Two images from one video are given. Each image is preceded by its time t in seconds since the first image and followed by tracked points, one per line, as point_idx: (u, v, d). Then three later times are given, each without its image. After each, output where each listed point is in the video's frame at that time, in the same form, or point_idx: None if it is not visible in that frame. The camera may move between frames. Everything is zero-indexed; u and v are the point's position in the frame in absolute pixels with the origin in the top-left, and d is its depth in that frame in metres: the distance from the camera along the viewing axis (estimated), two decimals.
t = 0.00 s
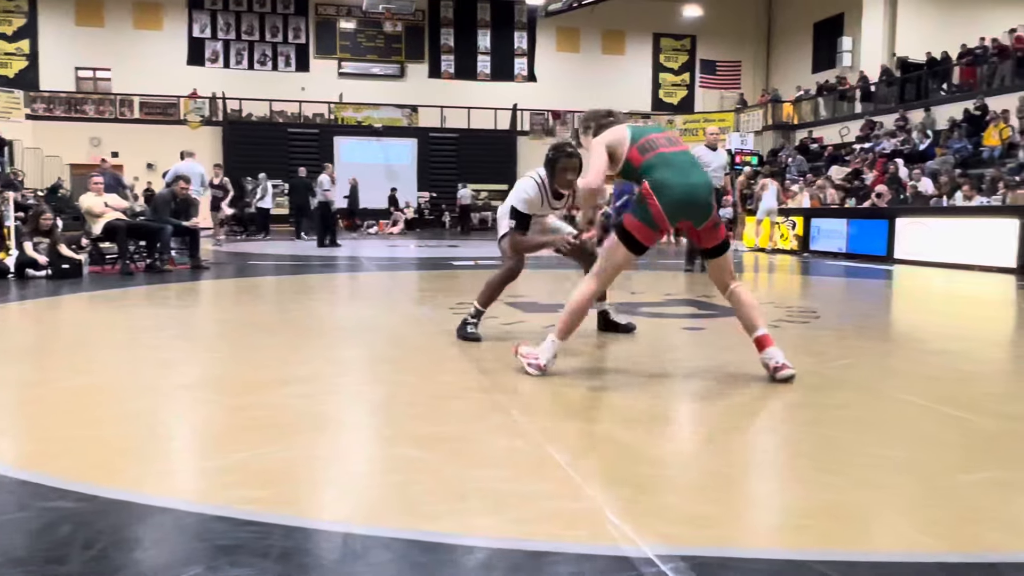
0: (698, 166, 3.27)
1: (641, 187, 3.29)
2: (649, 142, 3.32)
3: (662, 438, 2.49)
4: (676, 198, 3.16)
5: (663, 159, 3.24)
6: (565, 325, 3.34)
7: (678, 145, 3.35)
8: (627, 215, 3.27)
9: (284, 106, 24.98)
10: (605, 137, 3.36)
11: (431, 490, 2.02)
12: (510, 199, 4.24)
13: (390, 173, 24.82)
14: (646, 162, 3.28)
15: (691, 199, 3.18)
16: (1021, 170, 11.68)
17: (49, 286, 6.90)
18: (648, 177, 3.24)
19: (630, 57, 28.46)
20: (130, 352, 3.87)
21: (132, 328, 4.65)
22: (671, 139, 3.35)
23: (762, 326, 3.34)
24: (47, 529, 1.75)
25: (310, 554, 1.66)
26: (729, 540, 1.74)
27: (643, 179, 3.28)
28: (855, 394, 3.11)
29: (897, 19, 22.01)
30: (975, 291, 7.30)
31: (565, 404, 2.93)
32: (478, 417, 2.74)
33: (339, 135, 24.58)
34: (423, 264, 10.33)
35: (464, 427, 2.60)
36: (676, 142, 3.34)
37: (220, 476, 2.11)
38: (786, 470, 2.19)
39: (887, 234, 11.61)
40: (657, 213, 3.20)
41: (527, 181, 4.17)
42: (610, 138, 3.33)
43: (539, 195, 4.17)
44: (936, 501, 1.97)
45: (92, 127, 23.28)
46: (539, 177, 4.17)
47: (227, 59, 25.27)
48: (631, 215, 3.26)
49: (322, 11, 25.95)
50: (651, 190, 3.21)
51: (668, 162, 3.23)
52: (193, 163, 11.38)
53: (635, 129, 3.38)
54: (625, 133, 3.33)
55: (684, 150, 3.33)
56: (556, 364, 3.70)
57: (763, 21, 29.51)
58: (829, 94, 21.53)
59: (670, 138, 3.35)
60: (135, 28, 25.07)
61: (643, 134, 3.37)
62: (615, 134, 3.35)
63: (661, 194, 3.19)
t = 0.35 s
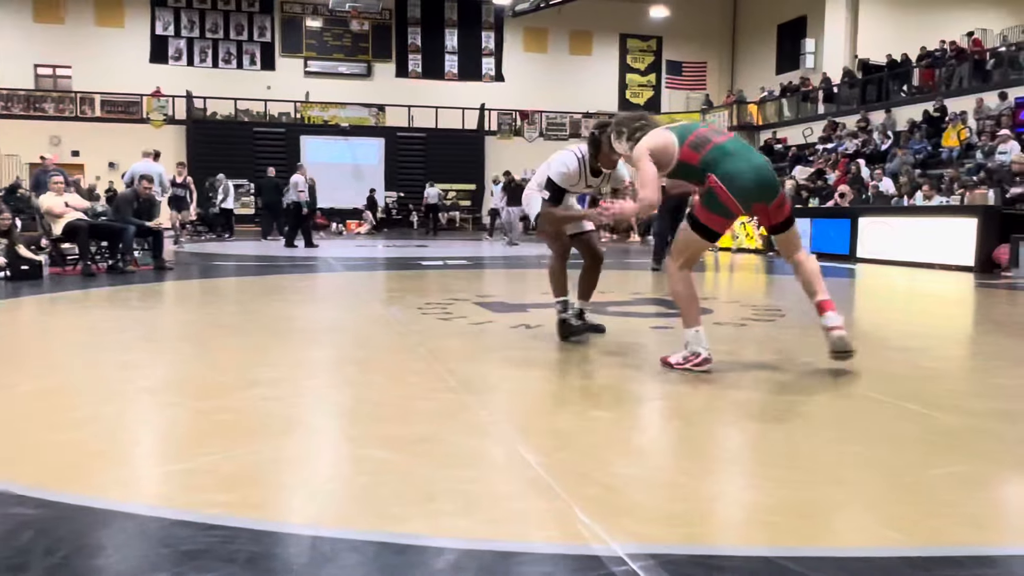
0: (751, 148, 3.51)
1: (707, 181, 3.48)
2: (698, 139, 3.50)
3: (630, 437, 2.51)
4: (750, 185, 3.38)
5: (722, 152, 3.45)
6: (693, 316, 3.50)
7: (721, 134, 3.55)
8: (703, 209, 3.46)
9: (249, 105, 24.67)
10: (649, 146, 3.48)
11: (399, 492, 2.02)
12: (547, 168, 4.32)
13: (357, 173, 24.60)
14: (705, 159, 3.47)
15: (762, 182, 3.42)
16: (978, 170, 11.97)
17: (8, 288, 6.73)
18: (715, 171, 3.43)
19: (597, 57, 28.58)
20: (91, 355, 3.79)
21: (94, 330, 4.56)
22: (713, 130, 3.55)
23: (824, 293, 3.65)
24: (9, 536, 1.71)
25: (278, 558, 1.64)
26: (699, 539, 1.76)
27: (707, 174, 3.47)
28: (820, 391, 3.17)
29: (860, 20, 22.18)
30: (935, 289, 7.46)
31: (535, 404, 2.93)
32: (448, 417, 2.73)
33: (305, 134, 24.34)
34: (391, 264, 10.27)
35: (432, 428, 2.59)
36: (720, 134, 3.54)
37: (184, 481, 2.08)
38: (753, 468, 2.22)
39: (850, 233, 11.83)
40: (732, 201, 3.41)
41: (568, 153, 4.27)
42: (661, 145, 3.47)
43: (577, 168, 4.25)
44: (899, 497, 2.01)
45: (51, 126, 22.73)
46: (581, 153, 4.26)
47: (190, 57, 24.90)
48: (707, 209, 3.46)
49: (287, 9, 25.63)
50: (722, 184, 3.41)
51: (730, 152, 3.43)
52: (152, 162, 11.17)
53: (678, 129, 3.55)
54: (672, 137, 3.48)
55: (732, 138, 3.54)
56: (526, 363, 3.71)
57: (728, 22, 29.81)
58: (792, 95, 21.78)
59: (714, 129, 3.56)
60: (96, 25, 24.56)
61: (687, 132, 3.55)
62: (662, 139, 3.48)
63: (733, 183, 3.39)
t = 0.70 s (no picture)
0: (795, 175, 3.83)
1: (757, 193, 3.76)
2: (753, 153, 3.78)
3: (596, 436, 2.53)
4: (799, 205, 3.69)
5: (773, 170, 3.75)
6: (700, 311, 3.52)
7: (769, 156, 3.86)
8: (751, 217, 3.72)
9: (212, 104, 24.30)
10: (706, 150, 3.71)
11: (367, 494, 2.01)
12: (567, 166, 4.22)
13: (323, 173, 24.40)
14: (759, 172, 3.75)
15: (805, 204, 3.73)
16: (936, 170, 12.25)
17: None
18: (767, 183, 3.72)
19: (563, 57, 28.68)
20: (50, 358, 3.71)
21: (53, 332, 4.46)
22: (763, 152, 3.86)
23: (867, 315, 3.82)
24: None
25: (245, 562, 1.63)
26: (665, 535, 1.77)
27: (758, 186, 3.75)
28: (784, 388, 3.22)
29: (819, 25, 22.74)
30: (896, 287, 7.62)
31: (502, 404, 2.94)
32: (416, 418, 2.73)
33: (270, 134, 24.10)
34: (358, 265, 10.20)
35: (401, 429, 2.58)
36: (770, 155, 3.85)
37: (147, 485, 2.05)
38: (719, 464, 2.25)
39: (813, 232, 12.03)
40: (779, 214, 3.69)
41: (588, 155, 4.19)
42: (714, 154, 3.71)
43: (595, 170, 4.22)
44: (861, 492, 2.05)
45: (7, 125, 22.15)
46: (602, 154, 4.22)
47: (151, 55, 24.49)
48: (756, 217, 3.72)
49: (251, 7, 25.30)
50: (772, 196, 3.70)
51: (781, 172, 3.74)
52: (108, 161, 10.93)
53: (733, 142, 3.82)
54: (730, 148, 3.75)
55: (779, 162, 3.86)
56: (494, 363, 3.71)
57: (692, 23, 30.09)
58: (755, 95, 22.04)
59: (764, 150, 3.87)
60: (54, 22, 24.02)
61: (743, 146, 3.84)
62: (716, 149, 3.74)
63: (782, 200, 3.69)
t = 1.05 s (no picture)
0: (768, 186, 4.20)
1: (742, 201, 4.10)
2: (735, 164, 4.08)
3: (558, 435, 2.54)
4: (779, 215, 4.08)
5: (754, 182, 4.10)
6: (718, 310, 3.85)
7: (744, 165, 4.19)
8: (738, 227, 4.07)
9: (167, 102, 23.79)
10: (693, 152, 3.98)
11: (329, 496, 1.99)
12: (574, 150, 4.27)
13: (282, 172, 24.08)
14: (741, 183, 4.08)
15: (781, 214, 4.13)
16: (888, 170, 12.54)
17: None
18: (753, 196, 4.07)
19: (523, 57, 28.71)
20: None
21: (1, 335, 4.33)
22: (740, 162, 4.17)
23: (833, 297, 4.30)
24: None
25: (202, 568, 1.60)
26: (627, 532, 1.79)
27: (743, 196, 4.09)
28: (745, 386, 3.26)
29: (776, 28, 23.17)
30: (851, 285, 7.79)
31: (464, 404, 2.93)
32: (378, 419, 2.71)
33: (227, 133, 23.73)
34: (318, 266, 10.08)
35: (363, 431, 2.56)
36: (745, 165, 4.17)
37: (102, 491, 2.00)
38: (680, 461, 2.28)
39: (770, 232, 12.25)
40: (763, 223, 4.07)
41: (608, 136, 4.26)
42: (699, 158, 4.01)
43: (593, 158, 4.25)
44: (820, 487, 2.09)
45: None
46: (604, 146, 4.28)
47: (104, 52, 23.91)
48: (742, 225, 4.07)
49: (207, 3, 24.87)
50: (757, 207, 4.06)
51: (760, 183, 4.11)
52: (59, 160, 10.66)
53: (716, 150, 4.09)
54: (715, 156, 4.03)
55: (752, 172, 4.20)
56: (456, 363, 3.71)
57: (651, 23, 30.29)
58: (713, 96, 22.33)
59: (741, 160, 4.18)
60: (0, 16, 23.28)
61: (726, 155, 4.11)
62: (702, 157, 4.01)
63: (766, 210, 4.07)
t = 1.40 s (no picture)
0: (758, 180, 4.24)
1: (742, 190, 4.08)
2: (728, 157, 4.13)
3: (524, 435, 2.55)
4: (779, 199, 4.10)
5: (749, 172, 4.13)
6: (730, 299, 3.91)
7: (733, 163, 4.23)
8: (748, 211, 4.02)
9: (124, 99, 23.17)
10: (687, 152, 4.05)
11: (292, 499, 1.97)
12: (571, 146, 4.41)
13: (242, 171, 23.73)
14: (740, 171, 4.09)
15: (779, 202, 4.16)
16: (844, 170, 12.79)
17: None
18: (751, 181, 4.08)
19: (486, 57, 28.70)
20: None
21: None
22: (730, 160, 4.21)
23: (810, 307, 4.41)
24: None
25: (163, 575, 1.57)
26: (595, 531, 1.80)
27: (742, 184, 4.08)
28: (707, 383, 3.31)
29: (737, 30, 23.49)
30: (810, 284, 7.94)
31: (429, 404, 2.92)
32: (342, 420, 2.69)
33: (186, 131, 23.32)
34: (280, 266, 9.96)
35: (326, 432, 2.54)
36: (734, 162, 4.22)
37: (58, 497, 1.96)
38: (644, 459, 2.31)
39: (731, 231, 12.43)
40: (768, 206, 4.06)
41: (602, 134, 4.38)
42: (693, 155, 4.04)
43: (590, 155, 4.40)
44: (780, 482, 2.13)
45: None
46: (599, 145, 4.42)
47: (58, 48, 23.32)
48: (750, 211, 4.03)
49: None
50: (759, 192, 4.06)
51: (754, 173, 4.14)
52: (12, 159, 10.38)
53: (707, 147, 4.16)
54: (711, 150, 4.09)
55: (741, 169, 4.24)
56: (420, 363, 3.70)
57: (613, 23, 30.44)
58: (674, 97, 22.57)
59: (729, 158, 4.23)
60: None
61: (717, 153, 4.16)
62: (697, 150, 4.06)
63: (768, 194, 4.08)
